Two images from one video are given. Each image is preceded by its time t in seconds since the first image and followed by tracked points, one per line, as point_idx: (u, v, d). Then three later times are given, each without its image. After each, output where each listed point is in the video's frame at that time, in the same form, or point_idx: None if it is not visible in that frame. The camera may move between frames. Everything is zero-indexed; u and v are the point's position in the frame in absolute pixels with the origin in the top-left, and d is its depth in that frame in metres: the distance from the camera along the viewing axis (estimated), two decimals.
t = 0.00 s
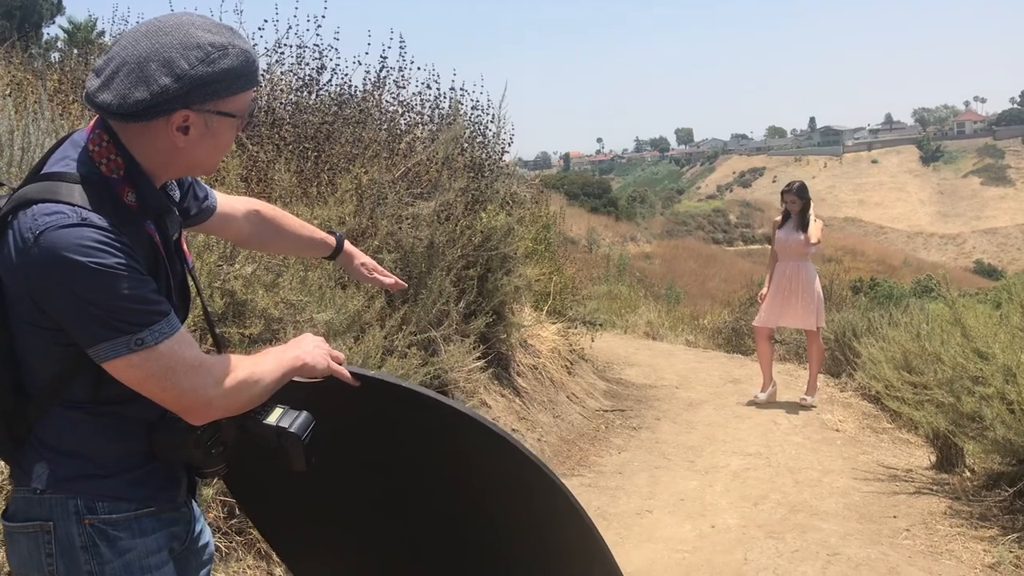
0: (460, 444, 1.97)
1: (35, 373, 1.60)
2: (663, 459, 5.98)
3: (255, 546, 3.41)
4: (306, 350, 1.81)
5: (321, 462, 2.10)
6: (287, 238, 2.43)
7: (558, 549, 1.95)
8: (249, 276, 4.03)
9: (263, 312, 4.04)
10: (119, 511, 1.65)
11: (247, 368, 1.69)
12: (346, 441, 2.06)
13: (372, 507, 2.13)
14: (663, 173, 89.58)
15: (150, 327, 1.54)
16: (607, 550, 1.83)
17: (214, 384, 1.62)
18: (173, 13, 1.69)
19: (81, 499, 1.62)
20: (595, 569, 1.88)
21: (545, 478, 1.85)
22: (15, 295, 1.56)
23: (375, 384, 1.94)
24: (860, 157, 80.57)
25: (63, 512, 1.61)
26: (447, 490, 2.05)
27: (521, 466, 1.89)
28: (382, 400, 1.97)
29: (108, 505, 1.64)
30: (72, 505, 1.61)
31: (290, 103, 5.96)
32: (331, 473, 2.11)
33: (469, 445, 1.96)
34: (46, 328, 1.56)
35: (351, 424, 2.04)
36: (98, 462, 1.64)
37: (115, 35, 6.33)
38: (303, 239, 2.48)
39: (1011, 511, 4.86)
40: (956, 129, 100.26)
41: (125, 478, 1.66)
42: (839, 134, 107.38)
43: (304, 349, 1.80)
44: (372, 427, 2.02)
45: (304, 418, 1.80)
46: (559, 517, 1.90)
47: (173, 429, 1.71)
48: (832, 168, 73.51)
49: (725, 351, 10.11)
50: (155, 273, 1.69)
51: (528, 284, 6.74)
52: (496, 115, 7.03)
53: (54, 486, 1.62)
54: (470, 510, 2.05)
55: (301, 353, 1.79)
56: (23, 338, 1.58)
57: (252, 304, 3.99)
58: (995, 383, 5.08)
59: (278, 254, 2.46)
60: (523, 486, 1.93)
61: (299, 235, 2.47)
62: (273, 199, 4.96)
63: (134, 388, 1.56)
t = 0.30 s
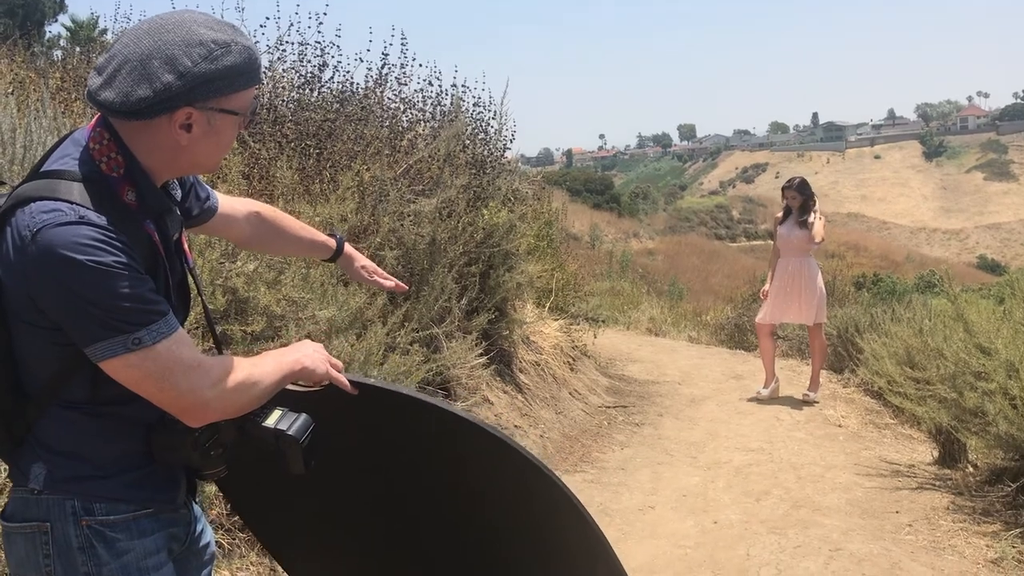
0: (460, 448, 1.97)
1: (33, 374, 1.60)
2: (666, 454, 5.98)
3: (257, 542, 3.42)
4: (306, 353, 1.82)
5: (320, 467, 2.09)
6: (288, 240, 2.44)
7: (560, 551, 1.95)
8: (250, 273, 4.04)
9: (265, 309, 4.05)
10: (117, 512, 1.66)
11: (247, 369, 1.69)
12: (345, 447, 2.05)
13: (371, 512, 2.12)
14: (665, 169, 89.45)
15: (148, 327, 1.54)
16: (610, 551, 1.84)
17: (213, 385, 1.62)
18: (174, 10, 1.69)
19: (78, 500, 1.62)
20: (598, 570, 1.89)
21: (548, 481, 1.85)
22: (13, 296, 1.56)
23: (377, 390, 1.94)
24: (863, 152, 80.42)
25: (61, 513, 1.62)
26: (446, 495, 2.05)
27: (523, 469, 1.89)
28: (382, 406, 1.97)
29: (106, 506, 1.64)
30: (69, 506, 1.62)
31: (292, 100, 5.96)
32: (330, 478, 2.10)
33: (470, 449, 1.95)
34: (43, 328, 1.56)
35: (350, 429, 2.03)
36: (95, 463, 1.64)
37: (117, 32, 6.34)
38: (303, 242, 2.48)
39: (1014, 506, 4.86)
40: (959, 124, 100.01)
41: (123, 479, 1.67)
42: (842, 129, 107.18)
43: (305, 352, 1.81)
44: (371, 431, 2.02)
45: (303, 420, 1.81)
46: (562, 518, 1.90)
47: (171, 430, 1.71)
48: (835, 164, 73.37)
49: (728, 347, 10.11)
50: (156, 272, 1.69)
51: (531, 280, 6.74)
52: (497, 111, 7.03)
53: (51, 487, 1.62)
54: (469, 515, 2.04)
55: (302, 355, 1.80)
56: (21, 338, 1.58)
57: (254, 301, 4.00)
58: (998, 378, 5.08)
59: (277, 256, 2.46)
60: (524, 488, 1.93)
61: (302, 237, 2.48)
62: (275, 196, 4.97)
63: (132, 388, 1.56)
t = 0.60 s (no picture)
0: (460, 447, 1.96)
1: (38, 374, 1.61)
2: (670, 451, 5.98)
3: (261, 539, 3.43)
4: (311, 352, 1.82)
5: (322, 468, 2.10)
6: (241, 259, 2.33)
7: (564, 549, 1.94)
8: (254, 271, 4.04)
9: (269, 307, 4.06)
10: (122, 512, 1.66)
11: (250, 369, 1.69)
12: (347, 448, 2.06)
13: (375, 510, 2.12)
14: (669, 165, 89.33)
15: (151, 327, 1.54)
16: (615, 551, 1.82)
17: (216, 386, 1.62)
18: (177, 4, 1.68)
19: (83, 500, 1.63)
20: (603, 569, 1.87)
21: (553, 481, 1.84)
22: (16, 296, 1.56)
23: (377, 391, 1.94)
24: (867, 147, 80.19)
25: (65, 512, 1.62)
26: (450, 494, 2.04)
27: (523, 468, 1.88)
28: (383, 406, 1.97)
29: (111, 506, 1.65)
30: (74, 506, 1.62)
31: (295, 97, 5.96)
32: (333, 478, 2.11)
33: (470, 449, 1.95)
34: (45, 327, 1.56)
35: (351, 430, 2.04)
36: (99, 462, 1.64)
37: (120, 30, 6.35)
38: (262, 262, 2.37)
39: (1019, 501, 4.85)
40: (964, 118, 99.67)
41: (127, 480, 1.67)
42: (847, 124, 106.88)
43: (310, 351, 1.82)
44: (373, 431, 2.02)
45: (308, 420, 1.81)
46: (564, 517, 1.89)
47: (174, 429, 1.71)
48: (839, 159, 73.19)
49: (733, 343, 10.10)
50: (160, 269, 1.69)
51: (534, 277, 6.73)
52: (501, 108, 7.03)
53: (56, 486, 1.63)
54: (472, 514, 2.04)
55: (307, 353, 1.81)
56: (25, 338, 1.59)
57: (258, 298, 4.01)
58: (1003, 373, 5.07)
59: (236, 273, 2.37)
60: (525, 487, 1.92)
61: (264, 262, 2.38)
62: (278, 194, 4.97)
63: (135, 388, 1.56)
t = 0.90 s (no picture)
0: (471, 441, 1.95)
1: (56, 372, 1.59)
2: (676, 448, 5.98)
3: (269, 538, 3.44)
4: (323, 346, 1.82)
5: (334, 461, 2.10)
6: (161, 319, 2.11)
7: (574, 546, 1.92)
8: (259, 270, 4.06)
9: (275, 306, 4.07)
10: (140, 510, 1.65)
11: (264, 360, 1.69)
12: (358, 440, 2.06)
13: (390, 505, 2.12)
14: (674, 163, 89.20)
15: (167, 319, 1.55)
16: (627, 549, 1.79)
17: (232, 378, 1.62)
18: None
19: (101, 498, 1.62)
20: (614, 568, 1.84)
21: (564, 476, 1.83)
22: (31, 293, 1.56)
23: (389, 384, 1.95)
24: (872, 144, 79.99)
25: (84, 511, 1.62)
26: (462, 488, 2.04)
27: (534, 462, 1.87)
28: (394, 400, 1.97)
29: (129, 504, 1.64)
30: (93, 504, 1.62)
31: (299, 96, 5.97)
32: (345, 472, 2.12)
33: (482, 444, 1.94)
34: (61, 323, 1.56)
35: (363, 422, 2.04)
36: (118, 460, 1.64)
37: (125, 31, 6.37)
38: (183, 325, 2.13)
39: None
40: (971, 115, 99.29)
41: (145, 477, 1.67)
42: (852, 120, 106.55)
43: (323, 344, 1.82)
44: (385, 425, 2.03)
45: (324, 408, 1.78)
46: (574, 511, 1.87)
47: (189, 425, 1.71)
48: (845, 156, 72.99)
49: (738, 341, 10.08)
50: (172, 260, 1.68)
51: (539, 275, 6.73)
52: (505, 106, 7.04)
53: (74, 485, 1.62)
54: (485, 509, 2.04)
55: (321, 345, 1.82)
56: (41, 335, 1.57)
57: (263, 297, 4.02)
58: (1009, 370, 5.06)
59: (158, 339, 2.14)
60: (535, 480, 1.91)
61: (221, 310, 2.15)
62: (283, 193, 4.98)
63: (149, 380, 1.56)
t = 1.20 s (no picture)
0: (478, 440, 1.95)
1: (61, 366, 1.60)
2: (682, 450, 5.98)
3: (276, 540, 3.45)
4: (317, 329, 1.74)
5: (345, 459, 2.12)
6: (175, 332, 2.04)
7: (582, 544, 1.91)
8: (266, 272, 4.08)
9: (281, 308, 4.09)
10: (151, 513, 1.65)
11: (249, 348, 1.61)
12: (368, 439, 2.07)
13: (400, 502, 2.13)
14: (679, 164, 89.11)
15: (145, 310, 1.49)
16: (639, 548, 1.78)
17: (208, 375, 1.54)
18: None
19: (113, 500, 1.61)
20: (626, 567, 1.83)
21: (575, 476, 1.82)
22: (30, 289, 1.55)
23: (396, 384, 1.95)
24: (879, 144, 79.78)
25: (96, 512, 1.61)
26: (472, 487, 2.04)
27: (541, 460, 1.87)
28: (402, 399, 1.98)
29: (141, 506, 1.63)
30: (105, 506, 1.61)
31: (305, 99, 5.99)
32: (356, 471, 2.13)
33: (492, 443, 1.93)
34: (58, 316, 1.55)
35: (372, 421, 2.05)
36: (129, 461, 1.63)
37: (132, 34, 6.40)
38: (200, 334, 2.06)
39: None
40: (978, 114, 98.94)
41: (157, 478, 1.66)
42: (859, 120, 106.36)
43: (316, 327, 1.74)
44: (393, 423, 2.04)
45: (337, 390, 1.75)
46: (582, 509, 1.87)
47: (200, 425, 1.70)
48: (851, 156, 72.82)
49: (744, 342, 10.07)
50: (167, 252, 1.63)
51: (545, 276, 6.74)
52: (511, 108, 7.05)
53: (86, 486, 1.61)
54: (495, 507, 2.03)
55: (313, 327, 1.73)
56: (46, 330, 1.57)
57: (270, 300, 4.03)
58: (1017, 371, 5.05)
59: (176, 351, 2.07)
60: (542, 477, 1.91)
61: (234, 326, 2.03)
62: (289, 196, 5.00)
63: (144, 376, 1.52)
